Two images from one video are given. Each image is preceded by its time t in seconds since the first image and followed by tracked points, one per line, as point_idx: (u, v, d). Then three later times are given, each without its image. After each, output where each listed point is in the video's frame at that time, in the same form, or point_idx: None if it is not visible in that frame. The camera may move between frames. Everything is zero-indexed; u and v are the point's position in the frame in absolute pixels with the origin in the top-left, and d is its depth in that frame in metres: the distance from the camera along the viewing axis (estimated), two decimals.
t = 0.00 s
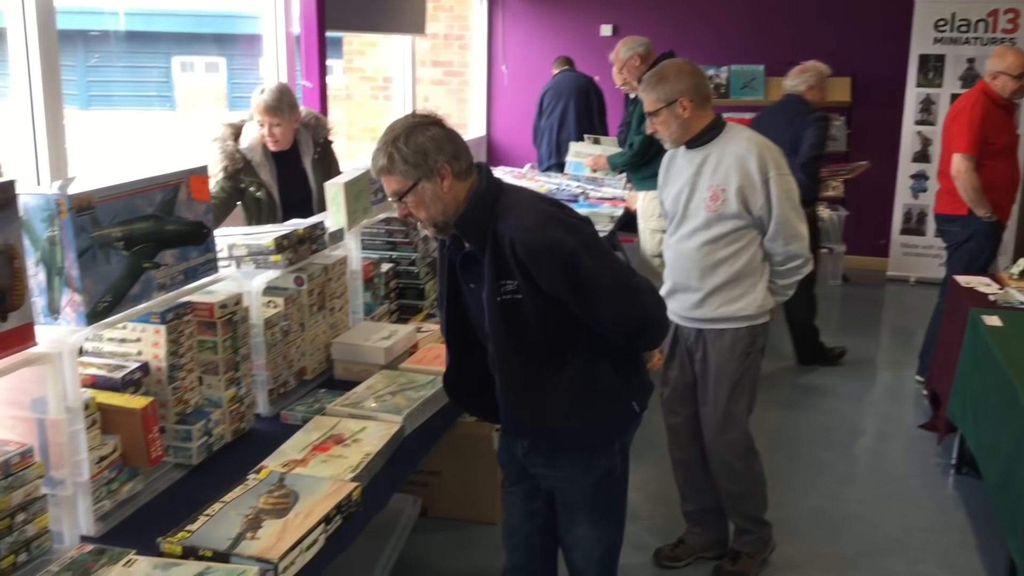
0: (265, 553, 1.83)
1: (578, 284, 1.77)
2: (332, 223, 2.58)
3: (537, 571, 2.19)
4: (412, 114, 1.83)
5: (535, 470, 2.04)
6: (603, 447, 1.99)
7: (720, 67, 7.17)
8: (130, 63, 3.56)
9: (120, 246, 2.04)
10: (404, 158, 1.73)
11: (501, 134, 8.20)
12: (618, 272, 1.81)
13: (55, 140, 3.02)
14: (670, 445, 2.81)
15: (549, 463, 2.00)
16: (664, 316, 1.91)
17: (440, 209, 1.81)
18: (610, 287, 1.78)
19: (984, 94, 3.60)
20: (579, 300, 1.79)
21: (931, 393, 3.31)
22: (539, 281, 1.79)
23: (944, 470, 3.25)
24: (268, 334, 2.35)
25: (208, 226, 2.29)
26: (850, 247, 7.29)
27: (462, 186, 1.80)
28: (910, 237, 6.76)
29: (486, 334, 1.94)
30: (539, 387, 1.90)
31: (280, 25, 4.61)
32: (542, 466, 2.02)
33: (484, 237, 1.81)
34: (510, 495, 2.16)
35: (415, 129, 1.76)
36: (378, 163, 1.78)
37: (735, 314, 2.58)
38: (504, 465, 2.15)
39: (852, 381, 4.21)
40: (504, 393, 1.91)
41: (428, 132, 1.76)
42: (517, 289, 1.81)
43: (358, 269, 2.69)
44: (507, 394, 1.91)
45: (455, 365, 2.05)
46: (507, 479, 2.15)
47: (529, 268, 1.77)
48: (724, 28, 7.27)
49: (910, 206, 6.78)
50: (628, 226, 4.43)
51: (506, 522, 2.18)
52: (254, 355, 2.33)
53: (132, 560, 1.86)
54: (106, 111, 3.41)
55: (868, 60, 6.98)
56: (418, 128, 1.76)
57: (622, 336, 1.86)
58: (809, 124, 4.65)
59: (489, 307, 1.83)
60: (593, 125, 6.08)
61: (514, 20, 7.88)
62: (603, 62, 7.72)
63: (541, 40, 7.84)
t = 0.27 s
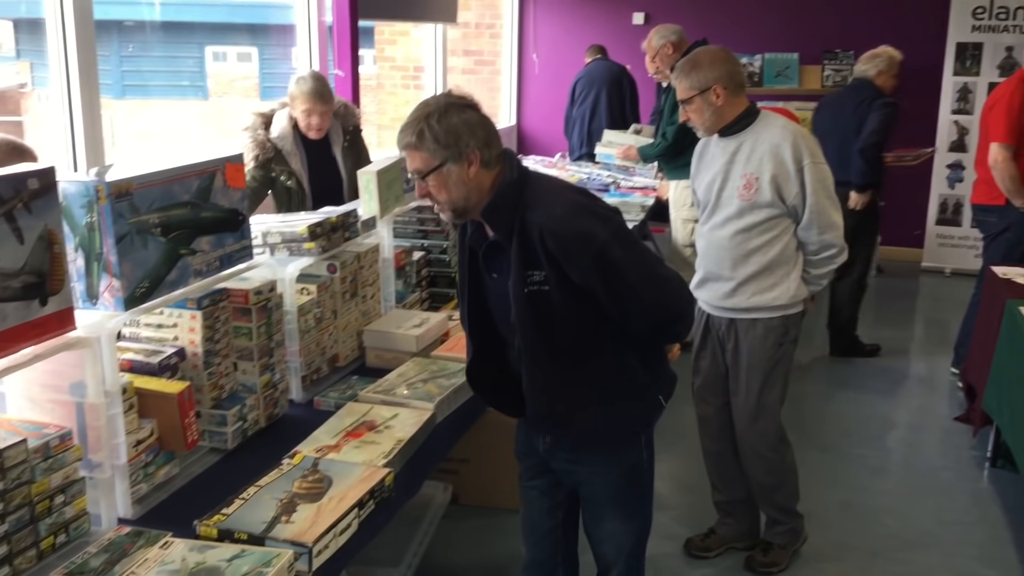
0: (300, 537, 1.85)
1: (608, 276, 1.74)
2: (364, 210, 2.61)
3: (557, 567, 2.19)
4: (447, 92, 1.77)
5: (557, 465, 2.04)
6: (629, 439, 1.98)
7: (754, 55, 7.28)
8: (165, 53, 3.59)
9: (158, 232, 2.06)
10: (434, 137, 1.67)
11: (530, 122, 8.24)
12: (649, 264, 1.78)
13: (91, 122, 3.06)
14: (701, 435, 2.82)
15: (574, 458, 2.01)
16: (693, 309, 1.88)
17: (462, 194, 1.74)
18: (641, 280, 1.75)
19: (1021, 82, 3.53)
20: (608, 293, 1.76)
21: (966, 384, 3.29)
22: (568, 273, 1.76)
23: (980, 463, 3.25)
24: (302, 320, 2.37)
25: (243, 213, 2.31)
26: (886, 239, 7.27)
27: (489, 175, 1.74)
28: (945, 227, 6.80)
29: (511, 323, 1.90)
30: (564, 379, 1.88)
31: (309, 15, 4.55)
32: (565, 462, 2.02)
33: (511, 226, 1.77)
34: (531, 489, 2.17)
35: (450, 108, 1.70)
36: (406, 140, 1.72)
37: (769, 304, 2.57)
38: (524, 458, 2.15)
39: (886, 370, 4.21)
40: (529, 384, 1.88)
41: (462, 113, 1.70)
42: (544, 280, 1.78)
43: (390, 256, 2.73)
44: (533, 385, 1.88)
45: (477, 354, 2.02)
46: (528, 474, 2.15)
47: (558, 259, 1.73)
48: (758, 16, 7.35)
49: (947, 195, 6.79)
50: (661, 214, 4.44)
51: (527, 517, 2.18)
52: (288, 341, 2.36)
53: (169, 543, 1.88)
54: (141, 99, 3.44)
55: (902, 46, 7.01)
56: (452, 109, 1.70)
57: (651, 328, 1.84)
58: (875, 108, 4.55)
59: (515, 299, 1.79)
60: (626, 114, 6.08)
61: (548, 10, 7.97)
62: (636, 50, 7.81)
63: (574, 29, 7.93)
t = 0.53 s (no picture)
0: (325, 520, 1.86)
1: (626, 260, 1.70)
2: (389, 197, 2.66)
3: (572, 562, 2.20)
4: (462, 67, 1.74)
5: (570, 460, 2.03)
6: (643, 430, 1.95)
7: (781, 44, 7.35)
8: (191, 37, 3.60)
9: (186, 217, 2.07)
10: (448, 111, 1.64)
11: (555, 108, 8.30)
12: (667, 248, 1.74)
13: (119, 106, 3.08)
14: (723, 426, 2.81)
15: (588, 453, 1.99)
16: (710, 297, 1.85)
17: (473, 172, 1.71)
18: (659, 264, 1.72)
19: None
20: (625, 277, 1.72)
21: (992, 378, 3.26)
22: (584, 256, 1.71)
23: (1005, 458, 3.24)
24: (328, 306, 2.39)
25: (271, 199, 2.32)
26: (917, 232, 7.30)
27: (502, 153, 1.71)
28: (973, 219, 6.74)
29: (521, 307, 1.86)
30: (575, 366, 1.83)
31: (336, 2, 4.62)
32: (579, 456, 2.00)
33: (525, 207, 1.73)
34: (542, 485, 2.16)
35: (466, 83, 1.67)
36: (418, 114, 1.69)
37: (794, 294, 2.55)
38: (535, 455, 2.14)
39: (910, 363, 4.20)
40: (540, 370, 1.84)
41: (477, 88, 1.66)
42: (558, 262, 1.73)
43: (414, 244, 2.76)
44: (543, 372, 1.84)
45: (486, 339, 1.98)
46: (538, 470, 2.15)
47: (574, 241, 1.69)
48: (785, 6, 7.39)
49: (973, 185, 6.75)
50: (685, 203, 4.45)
51: (539, 513, 2.18)
52: (314, 327, 2.38)
53: (196, 524, 1.90)
54: (166, 85, 3.43)
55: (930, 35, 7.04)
56: (469, 83, 1.66)
57: (667, 315, 1.80)
58: (921, 97, 4.59)
59: (527, 282, 1.75)
60: (651, 103, 6.14)
61: None
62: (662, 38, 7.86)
63: (599, 18, 7.96)
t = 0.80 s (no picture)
0: (354, 508, 1.87)
1: (655, 241, 1.67)
2: (417, 188, 2.65)
3: (582, 569, 2.18)
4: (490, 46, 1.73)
5: (588, 462, 1.96)
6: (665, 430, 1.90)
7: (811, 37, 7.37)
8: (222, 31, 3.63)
9: (218, 206, 2.09)
10: (480, 85, 1.62)
11: (581, 101, 8.31)
12: (694, 232, 1.73)
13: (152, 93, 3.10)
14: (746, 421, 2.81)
15: (607, 454, 1.92)
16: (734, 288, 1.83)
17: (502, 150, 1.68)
18: (689, 246, 1.70)
19: None
20: (653, 258, 1.69)
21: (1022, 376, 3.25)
22: (613, 235, 1.69)
23: None
24: (356, 296, 2.41)
25: (302, 188, 2.34)
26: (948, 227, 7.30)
27: (531, 132, 1.69)
28: (1004, 214, 6.68)
29: (543, 292, 1.81)
30: (600, 355, 1.79)
31: None
32: (597, 458, 1.93)
33: (554, 185, 1.70)
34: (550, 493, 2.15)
35: (496, 57, 1.65)
36: (448, 89, 1.67)
37: (821, 288, 2.53)
38: (549, 463, 2.10)
39: (938, 360, 4.17)
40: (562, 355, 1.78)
41: (508, 63, 1.65)
42: (585, 243, 1.71)
43: (441, 234, 2.80)
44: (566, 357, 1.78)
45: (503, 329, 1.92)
46: (549, 477, 2.13)
47: (604, 219, 1.67)
48: None
49: (1005, 180, 6.68)
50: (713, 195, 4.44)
51: (549, 519, 2.16)
52: (342, 317, 2.40)
53: (226, 510, 1.92)
54: (195, 76, 3.45)
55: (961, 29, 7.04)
56: (499, 58, 1.65)
57: (693, 302, 1.77)
58: (961, 87, 4.53)
59: (554, 261, 1.71)
60: (678, 95, 6.15)
61: None
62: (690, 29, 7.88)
63: (627, 9, 7.96)
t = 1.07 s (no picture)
0: (388, 499, 1.88)
1: (692, 227, 1.64)
2: (450, 181, 2.66)
3: None
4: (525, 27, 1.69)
5: (607, 463, 1.90)
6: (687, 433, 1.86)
7: (847, 31, 7.58)
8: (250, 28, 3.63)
9: (255, 199, 2.11)
10: (517, 65, 1.58)
11: (612, 98, 8.32)
12: (725, 224, 1.71)
13: (187, 85, 3.12)
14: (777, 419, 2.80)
15: (628, 456, 1.86)
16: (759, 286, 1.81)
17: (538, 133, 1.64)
18: (723, 236, 1.68)
19: None
20: (690, 245, 1.66)
21: None
22: (649, 219, 1.65)
23: None
24: (389, 289, 2.42)
25: (336, 182, 2.35)
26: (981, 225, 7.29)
27: (567, 116, 1.66)
28: None
29: (571, 278, 1.75)
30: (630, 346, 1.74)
31: None
32: (617, 460, 1.88)
33: (590, 166, 1.65)
34: (565, 504, 2.08)
35: (533, 37, 1.62)
36: (483, 71, 1.63)
37: (855, 285, 2.50)
38: (566, 471, 2.04)
39: (971, 359, 4.16)
40: (590, 342, 1.72)
41: (546, 44, 1.62)
42: (619, 228, 1.66)
43: (474, 229, 2.82)
44: (594, 344, 1.72)
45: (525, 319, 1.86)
46: (564, 489, 2.06)
47: (642, 202, 1.63)
48: None
49: None
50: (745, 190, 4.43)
51: (566, 527, 2.09)
52: (376, 310, 2.41)
53: (263, 500, 1.94)
54: (228, 71, 3.47)
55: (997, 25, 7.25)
56: (536, 38, 1.61)
57: (724, 296, 1.74)
58: (999, 80, 4.60)
59: (588, 243, 1.66)
60: (710, 89, 6.15)
61: None
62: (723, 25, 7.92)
63: (659, 4, 7.98)
